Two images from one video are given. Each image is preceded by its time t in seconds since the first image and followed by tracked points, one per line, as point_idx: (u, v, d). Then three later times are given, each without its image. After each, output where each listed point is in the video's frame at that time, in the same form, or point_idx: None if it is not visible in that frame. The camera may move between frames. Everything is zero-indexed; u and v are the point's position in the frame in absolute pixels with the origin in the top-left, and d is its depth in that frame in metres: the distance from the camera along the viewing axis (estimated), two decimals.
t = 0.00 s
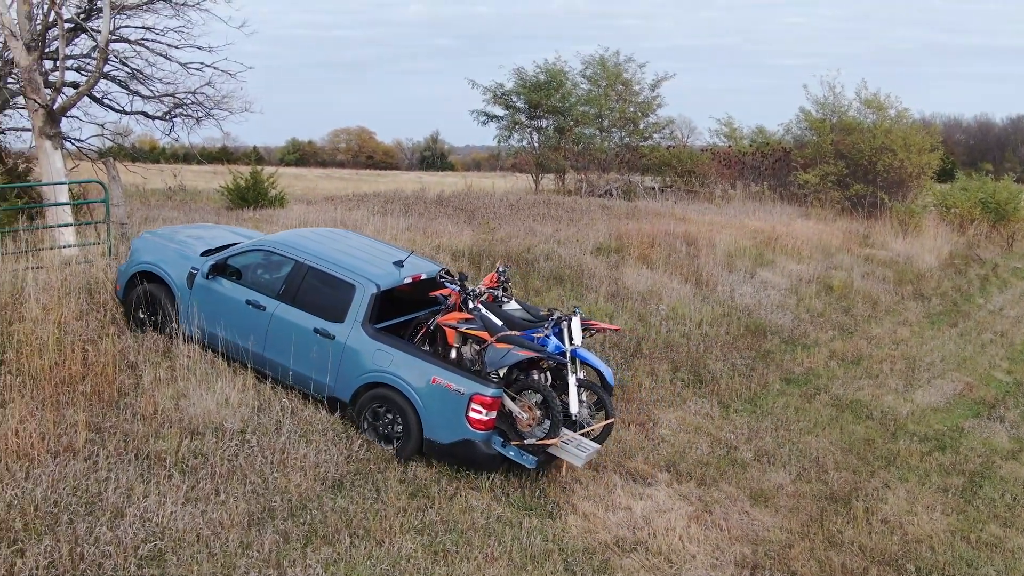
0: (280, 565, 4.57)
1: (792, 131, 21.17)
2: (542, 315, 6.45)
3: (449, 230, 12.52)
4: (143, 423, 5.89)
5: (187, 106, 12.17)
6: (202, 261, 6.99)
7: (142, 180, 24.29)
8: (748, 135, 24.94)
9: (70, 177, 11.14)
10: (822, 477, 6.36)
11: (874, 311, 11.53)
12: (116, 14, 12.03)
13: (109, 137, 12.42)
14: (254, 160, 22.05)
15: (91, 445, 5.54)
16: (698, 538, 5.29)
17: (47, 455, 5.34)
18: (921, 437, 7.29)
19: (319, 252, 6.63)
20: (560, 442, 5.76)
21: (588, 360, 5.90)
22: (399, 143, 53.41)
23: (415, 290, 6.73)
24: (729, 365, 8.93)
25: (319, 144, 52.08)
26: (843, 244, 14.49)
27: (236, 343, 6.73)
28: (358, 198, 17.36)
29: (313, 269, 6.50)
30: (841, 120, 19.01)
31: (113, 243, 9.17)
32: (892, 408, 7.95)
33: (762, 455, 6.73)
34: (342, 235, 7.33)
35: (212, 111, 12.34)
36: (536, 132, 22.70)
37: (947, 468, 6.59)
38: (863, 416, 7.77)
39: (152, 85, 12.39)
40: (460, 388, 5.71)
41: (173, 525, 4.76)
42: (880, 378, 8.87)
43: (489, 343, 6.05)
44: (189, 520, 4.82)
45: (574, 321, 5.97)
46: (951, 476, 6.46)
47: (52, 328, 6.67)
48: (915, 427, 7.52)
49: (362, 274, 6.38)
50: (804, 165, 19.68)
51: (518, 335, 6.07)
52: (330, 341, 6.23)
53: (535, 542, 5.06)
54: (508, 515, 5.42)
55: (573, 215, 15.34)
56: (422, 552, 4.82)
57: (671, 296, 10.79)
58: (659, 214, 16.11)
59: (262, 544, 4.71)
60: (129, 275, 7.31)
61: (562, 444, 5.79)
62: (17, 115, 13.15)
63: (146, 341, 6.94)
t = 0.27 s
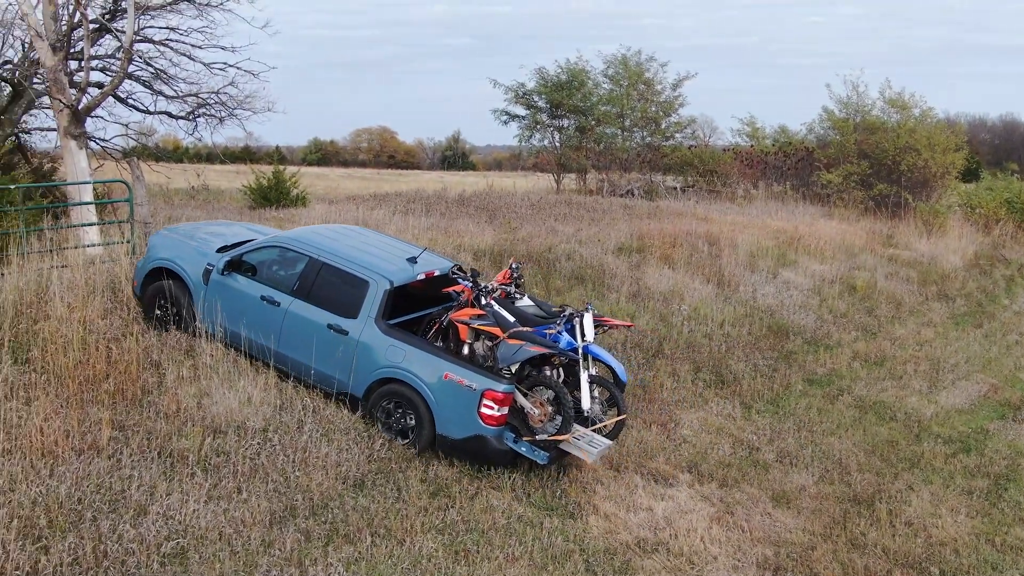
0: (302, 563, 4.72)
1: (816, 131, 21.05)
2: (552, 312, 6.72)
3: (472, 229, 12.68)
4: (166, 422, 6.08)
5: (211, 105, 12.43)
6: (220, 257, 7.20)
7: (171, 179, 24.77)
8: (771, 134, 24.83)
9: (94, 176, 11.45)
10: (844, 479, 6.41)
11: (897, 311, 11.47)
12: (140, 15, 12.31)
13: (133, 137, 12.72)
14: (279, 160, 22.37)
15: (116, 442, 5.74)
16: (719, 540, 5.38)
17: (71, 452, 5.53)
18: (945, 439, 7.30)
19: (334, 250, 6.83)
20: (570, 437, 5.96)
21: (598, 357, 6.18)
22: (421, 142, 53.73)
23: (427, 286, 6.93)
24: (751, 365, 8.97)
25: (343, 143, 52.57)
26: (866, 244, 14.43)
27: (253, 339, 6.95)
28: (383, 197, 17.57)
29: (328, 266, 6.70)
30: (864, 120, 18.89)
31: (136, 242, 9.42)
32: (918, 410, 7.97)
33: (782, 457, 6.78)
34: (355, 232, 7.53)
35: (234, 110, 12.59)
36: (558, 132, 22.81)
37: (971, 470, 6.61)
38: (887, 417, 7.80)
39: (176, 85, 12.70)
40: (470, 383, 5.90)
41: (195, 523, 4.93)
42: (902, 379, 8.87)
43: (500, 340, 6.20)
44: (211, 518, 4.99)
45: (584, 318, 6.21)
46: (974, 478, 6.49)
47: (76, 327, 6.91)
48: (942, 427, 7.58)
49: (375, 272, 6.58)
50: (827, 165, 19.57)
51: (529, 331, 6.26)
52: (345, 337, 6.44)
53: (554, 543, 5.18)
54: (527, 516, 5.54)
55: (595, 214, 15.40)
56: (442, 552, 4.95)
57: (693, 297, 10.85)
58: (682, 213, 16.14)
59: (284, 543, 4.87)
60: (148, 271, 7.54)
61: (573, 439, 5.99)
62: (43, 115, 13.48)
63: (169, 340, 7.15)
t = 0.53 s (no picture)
0: (316, 563, 4.77)
1: (832, 131, 20.92)
2: (560, 308, 6.61)
3: (489, 229, 12.72)
4: (181, 421, 6.15)
5: (226, 105, 12.55)
6: (229, 254, 7.29)
7: (188, 179, 25.02)
8: (788, 133, 24.70)
9: (111, 176, 11.61)
10: (860, 480, 6.39)
11: (915, 312, 11.37)
12: (157, 15, 12.47)
13: (149, 136, 12.88)
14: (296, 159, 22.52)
15: (131, 442, 5.82)
16: (734, 541, 5.38)
17: (86, 451, 5.61)
18: (961, 440, 7.26)
19: (342, 247, 6.91)
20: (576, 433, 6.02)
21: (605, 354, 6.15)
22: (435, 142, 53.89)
23: (434, 283, 7.01)
24: (766, 365, 8.95)
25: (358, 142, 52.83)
26: (883, 244, 14.34)
27: (262, 334, 7.05)
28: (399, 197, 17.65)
29: (336, 263, 6.78)
30: (881, 120, 18.77)
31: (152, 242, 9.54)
32: (936, 410, 7.93)
33: (798, 457, 6.77)
34: (362, 229, 7.60)
35: (250, 110, 12.70)
36: (573, 132, 22.63)
37: (990, 472, 6.57)
38: (904, 418, 7.77)
39: (192, 85, 12.85)
40: (475, 378, 5.98)
41: (209, 522, 4.99)
42: (919, 380, 8.82)
43: (507, 336, 6.30)
44: (225, 517, 5.05)
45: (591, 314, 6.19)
46: (992, 480, 6.45)
47: (92, 326, 7.04)
48: (958, 428, 7.53)
49: (382, 268, 6.66)
50: (843, 165, 19.43)
51: (536, 327, 6.28)
52: (352, 333, 6.52)
53: (569, 543, 5.21)
54: (541, 516, 5.57)
55: (610, 214, 15.39)
56: (457, 551, 4.99)
57: (709, 297, 10.83)
58: (697, 213, 16.11)
59: (298, 542, 4.92)
60: (160, 268, 7.66)
61: (578, 435, 6.05)
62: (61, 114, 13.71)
63: (184, 339, 7.23)
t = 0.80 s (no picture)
0: (324, 563, 4.31)
1: (843, 130, 20.32)
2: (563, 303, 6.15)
3: (495, 229, 12.23)
4: (191, 421, 5.54)
5: (236, 106, 12.15)
6: (226, 249, 6.87)
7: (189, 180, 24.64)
8: (798, 133, 24.15)
9: (122, 176, 11.14)
10: (870, 482, 5.97)
11: (925, 313, 10.79)
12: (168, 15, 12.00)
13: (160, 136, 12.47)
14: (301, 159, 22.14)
15: (139, 441, 5.21)
16: (743, 542, 4.98)
17: (96, 451, 4.99)
18: (972, 441, 6.79)
19: (342, 241, 6.47)
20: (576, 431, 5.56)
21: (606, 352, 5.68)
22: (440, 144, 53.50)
23: (438, 280, 6.54)
24: (776, 366, 8.44)
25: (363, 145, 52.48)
26: (894, 244, 13.81)
27: (255, 330, 6.60)
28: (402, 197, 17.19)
29: (335, 257, 6.33)
30: (891, 120, 18.15)
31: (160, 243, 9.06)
32: (945, 410, 7.43)
33: (809, 458, 6.33)
34: (367, 226, 7.15)
35: (260, 110, 12.29)
36: (583, 132, 22.19)
37: (999, 474, 6.15)
38: (912, 419, 7.27)
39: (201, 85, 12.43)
40: (479, 376, 5.51)
41: (218, 521, 4.47)
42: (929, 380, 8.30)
43: (506, 332, 5.82)
44: (234, 516, 4.53)
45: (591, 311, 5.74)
46: (1003, 481, 6.04)
47: (103, 325, 6.36)
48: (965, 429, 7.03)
49: (383, 263, 6.21)
50: (855, 165, 18.83)
51: (535, 323, 5.81)
52: (350, 329, 6.06)
53: (576, 543, 4.79)
54: (549, 516, 5.12)
55: (618, 215, 14.88)
56: (464, 553, 4.55)
57: (719, 297, 10.32)
58: (708, 213, 15.59)
59: (307, 541, 4.45)
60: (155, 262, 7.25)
61: (577, 433, 5.59)
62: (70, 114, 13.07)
63: (193, 339, 6.60)
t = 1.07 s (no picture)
0: (330, 563, 4.30)
1: (853, 130, 20.19)
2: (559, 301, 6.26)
3: (503, 229, 12.21)
4: (198, 421, 5.55)
5: (245, 105, 12.17)
6: (227, 246, 6.90)
7: (199, 179, 24.72)
8: (808, 133, 24.01)
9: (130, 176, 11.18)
10: (878, 483, 5.92)
11: (934, 313, 10.70)
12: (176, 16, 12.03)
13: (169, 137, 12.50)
14: (311, 158, 22.17)
15: (146, 440, 5.22)
16: (750, 543, 4.94)
17: (103, 450, 4.99)
18: (982, 443, 6.72)
19: (341, 238, 6.47)
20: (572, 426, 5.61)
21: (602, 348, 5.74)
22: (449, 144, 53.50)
23: (436, 277, 6.54)
24: (784, 367, 8.38)
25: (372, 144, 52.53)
26: (902, 245, 13.71)
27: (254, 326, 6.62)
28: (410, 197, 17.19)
29: (333, 254, 6.34)
30: (901, 120, 18.05)
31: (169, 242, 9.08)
32: (954, 412, 7.35)
33: (816, 459, 6.28)
34: (366, 223, 7.15)
35: (268, 110, 12.31)
36: (592, 131, 22.22)
37: (1010, 475, 6.09)
38: (921, 420, 7.19)
39: (211, 85, 12.44)
40: (475, 371, 5.53)
41: (224, 521, 4.47)
42: (938, 382, 8.21)
43: (503, 329, 5.81)
44: (241, 516, 4.53)
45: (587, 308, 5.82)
46: (1014, 483, 5.97)
47: (110, 325, 6.37)
48: (975, 432, 6.93)
49: (381, 260, 6.21)
50: (864, 165, 18.69)
51: (532, 320, 5.87)
52: (348, 326, 6.08)
53: (584, 544, 4.76)
54: (557, 517, 5.09)
55: (628, 215, 14.84)
56: (471, 553, 4.54)
57: (725, 298, 10.26)
58: (716, 213, 15.52)
59: (313, 542, 4.44)
60: (157, 259, 7.30)
61: (574, 428, 5.62)
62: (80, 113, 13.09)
63: (200, 339, 6.60)
